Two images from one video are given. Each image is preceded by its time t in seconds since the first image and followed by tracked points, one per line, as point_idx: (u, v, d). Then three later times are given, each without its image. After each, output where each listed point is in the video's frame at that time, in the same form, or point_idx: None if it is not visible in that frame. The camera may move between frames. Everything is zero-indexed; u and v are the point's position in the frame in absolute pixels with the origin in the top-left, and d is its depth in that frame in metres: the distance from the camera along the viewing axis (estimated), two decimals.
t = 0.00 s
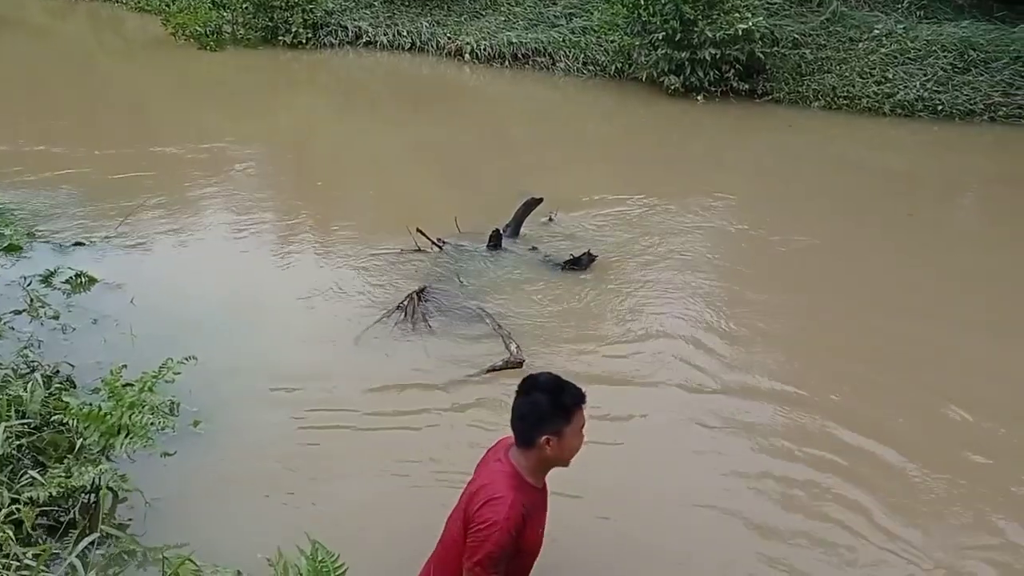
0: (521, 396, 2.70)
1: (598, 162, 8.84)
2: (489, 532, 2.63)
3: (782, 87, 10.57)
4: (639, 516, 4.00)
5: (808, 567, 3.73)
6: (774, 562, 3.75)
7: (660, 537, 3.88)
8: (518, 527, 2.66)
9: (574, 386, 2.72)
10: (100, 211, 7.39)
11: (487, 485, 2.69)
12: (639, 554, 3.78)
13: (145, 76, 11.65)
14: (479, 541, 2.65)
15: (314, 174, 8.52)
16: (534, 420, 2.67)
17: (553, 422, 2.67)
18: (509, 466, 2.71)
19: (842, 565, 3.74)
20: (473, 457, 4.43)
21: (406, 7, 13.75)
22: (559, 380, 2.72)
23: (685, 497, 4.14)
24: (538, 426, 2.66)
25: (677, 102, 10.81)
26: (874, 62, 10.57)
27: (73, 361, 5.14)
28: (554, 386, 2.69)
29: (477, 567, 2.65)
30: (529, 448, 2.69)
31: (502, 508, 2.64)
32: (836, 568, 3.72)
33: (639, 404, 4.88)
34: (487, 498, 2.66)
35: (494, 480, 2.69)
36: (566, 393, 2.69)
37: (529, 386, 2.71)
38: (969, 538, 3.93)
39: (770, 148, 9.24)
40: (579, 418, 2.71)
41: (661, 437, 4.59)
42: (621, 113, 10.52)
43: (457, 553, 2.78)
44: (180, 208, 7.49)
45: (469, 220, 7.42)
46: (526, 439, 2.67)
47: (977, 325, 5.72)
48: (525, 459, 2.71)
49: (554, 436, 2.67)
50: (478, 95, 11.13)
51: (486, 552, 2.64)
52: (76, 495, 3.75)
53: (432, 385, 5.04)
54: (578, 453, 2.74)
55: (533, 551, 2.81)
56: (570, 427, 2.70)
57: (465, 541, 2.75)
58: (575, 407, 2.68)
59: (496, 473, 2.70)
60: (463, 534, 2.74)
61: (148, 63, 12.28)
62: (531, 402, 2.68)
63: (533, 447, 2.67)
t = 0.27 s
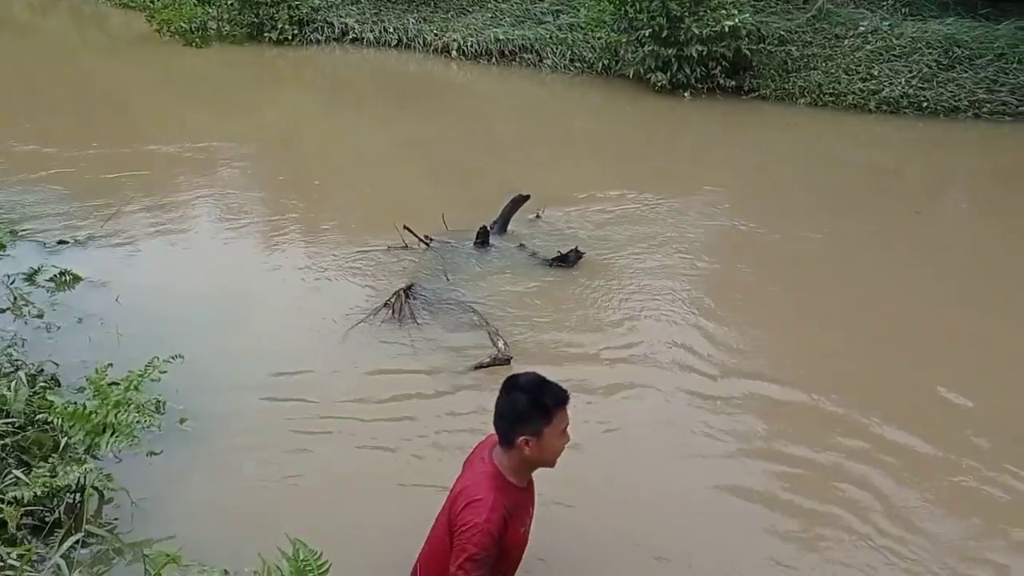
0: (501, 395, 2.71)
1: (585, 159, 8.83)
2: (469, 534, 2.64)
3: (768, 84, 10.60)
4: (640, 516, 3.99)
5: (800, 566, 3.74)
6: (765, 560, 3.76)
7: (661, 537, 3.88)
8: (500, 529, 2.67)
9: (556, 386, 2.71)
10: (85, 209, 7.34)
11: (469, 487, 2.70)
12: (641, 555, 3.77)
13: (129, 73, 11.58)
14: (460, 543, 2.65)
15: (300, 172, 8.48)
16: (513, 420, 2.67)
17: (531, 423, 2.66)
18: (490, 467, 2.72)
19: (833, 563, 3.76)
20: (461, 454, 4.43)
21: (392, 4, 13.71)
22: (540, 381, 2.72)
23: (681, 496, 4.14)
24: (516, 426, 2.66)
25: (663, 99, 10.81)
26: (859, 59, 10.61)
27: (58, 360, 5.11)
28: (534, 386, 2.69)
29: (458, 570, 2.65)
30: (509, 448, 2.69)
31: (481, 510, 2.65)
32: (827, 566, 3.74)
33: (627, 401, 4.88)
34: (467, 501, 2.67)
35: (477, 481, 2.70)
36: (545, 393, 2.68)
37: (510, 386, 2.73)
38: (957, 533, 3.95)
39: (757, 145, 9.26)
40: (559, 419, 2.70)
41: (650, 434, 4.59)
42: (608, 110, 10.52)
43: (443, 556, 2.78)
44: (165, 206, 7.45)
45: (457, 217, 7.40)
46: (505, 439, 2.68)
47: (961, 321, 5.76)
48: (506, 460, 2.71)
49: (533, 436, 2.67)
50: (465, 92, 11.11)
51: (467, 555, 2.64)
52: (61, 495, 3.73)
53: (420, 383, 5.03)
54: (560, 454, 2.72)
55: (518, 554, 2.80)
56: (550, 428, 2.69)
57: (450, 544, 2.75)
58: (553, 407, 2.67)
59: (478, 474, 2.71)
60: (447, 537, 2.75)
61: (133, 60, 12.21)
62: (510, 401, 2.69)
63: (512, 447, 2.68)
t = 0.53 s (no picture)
0: (482, 396, 2.70)
1: (573, 157, 8.83)
2: (455, 537, 2.63)
3: (756, 82, 10.63)
4: (641, 516, 3.99)
5: (793, 565, 3.75)
6: (758, 560, 3.77)
7: (662, 538, 3.87)
8: (486, 530, 2.67)
9: (536, 385, 2.70)
10: (71, 208, 7.29)
11: (452, 489, 2.69)
12: (644, 556, 3.77)
13: (115, 70, 11.51)
14: (445, 545, 2.64)
15: (288, 170, 8.45)
16: (495, 420, 2.66)
17: (513, 423, 2.65)
18: (473, 468, 2.71)
19: (825, 562, 3.76)
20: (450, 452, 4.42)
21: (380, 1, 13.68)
22: (522, 379, 2.71)
23: (678, 495, 4.14)
24: (498, 427, 2.66)
25: (651, 96, 10.82)
26: (846, 57, 10.65)
27: (43, 359, 5.07)
28: (515, 385, 2.68)
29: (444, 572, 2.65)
30: (492, 449, 2.68)
31: (466, 512, 2.64)
32: (820, 565, 3.75)
33: (616, 399, 4.88)
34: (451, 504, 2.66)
35: (462, 484, 2.69)
36: (527, 392, 2.67)
37: (491, 386, 2.72)
38: (945, 530, 3.96)
39: (745, 143, 9.28)
40: (542, 418, 2.69)
41: (638, 432, 4.60)
42: (596, 107, 10.52)
43: (429, 557, 2.78)
44: (152, 205, 7.41)
45: (445, 215, 7.39)
46: (488, 440, 2.67)
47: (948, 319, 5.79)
48: (489, 461, 2.70)
49: (516, 437, 2.66)
50: (453, 90, 11.10)
51: (453, 557, 2.64)
52: (48, 495, 3.70)
53: (409, 381, 5.02)
54: (544, 452, 2.72)
55: (504, 552, 2.81)
56: (533, 427, 2.68)
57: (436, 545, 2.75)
58: (535, 406, 2.66)
59: (462, 476, 2.70)
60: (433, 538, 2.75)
61: (119, 57, 12.14)
62: (492, 402, 2.68)
63: (495, 448, 2.67)
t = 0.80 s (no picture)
0: (470, 390, 2.69)
1: (562, 156, 8.84)
2: (448, 532, 2.61)
3: (745, 81, 10.65)
4: (630, 514, 3.99)
5: (783, 562, 3.73)
6: (745, 555, 3.77)
7: (649, 534, 3.88)
8: (479, 526, 2.66)
9: (523, 377, 2.71)
10: (57, 207, 7.26)
11: (444, 485, 2.67)
12: (643, 555, 3.76)
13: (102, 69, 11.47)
14: (439, 541, 2.62)
15: (276, 169, 8.43)
16: (484, 414, 2.66)
17: (502, 416, 2.66)
18: (463, 463, 2.70)
19: (815, 559, 3.75)
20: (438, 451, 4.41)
21: None
22: (508, 373, 2.71)
23: (671, 494, 4.13)
24: (487, 421, 2.65)
25: (640, 96, 10.84)
26: (834, 56, 10.69)
27: (29, 359, 5.06)
28: (503, 378, 2.68)
29: (439, 568, 2.62)
30: (481, 443, 2.68)
31: (460, 508, 2.63)
32: (810, 562, 3.74)
33: (605, 397, 4.89)
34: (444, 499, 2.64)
35: (453, 480, 2.67)
36: (515, 385, 2.67)
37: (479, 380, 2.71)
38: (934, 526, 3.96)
39: (733, 142, 9.30)
40: (530, 411, 2.70)
41: (626, 429, 4.61)
42: (585, 106, 10.53)
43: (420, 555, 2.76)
44: (139, 205, 7.38)
45: (434, 214, 7.38)
46: (477, 433, 2.66)
47: (935, 317, 5.80)
48: (478, 455, 2.70)
49: (505, 429, 2.66)
50: (442, 89, 11.09)
51: (446, 553, 2.62)
52: (34, 495, 3.69)
53: (397, 380, 5.02)
54: (532, 445, 2.72)
55: (495, 547, 2.80)
56: (521, 420, 2.68)
57: (428, 542, 2.73)
58: (524, 399, 2.66)
59: (453, 473, 2.68)
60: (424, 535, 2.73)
61: (106, 56, 12.09)
62: (480, 396, 2.67)
63: (484, 442, 2.67)
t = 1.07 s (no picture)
0: (461, 384, 2.68)
1: (552, 156, 8.83)
2: (449, 526, 2.59)
3: (734, 81, 10.68)
4: (621, 513, 4.00)
5: (773, 562, 3.74)
6: (735, 553, 3.78)
7: (640, 533, 3.88)
8: (478, 518, 2.64)
9: (512, 368, 2.71)
10: (45, 207, 7.22)
11: (440, 479, 2.65)
12: (637, 555, 3.76)
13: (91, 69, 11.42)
14: (440, 536, 2.60)
15: (266, 169, 8.40)
16: (477, 407, 2.65)
17: (496, 407, 2.65)
18: (458, 457, 2.68)
19: (805, 558, 3.76)
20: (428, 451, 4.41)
21: None
22: (498, 366, 2.71)
23: (663, 493, 4.13)
24: (481, 413, 2.65)
25: (630, 95, 10.85)
26: (823, 56, 10.72)
27: (17, 360, 5.03)
28: (494, 371, 2.68)
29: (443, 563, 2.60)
30: (474, 436, 2.66)
31: (460, 501, 2.61)
32: (801, 561, 3.74)
33: (595, 396, 4.89)
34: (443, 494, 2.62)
35: (449, 475, 2.64)
36: (507, 378, 2.68)
37: (468, 374, 2.71)
38: (924, 525, 3.97)
39: (723, 142, 9.32)
40: (521, 401, 2.70)
41: (617, 428, 4.61)
42: (576, 106, 10.54)
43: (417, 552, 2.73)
44: (128, 205, 7.35)
45: (424, 214, 7.38)
46: (470, 426, 2.65)
47: (924, 316, 5.82)
48: (472, 448, 2.68)
49: (498, 421, 2.66)
50: (433, 88, 11.08)
51: (448, 546, 2.60)
52: (21, 497, 3.67)
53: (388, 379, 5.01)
54: (523, 436, 2.72)
55: (491, 540, 2.79)
56: (513, 411, 2.68)
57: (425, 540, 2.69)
58: (516, 390, 2.67)
59: (449, 468, 2.66)
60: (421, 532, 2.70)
61: (94, 55, 12.05)
62: (472, 389, 2.66)
63: (478, 435, 2.65)
